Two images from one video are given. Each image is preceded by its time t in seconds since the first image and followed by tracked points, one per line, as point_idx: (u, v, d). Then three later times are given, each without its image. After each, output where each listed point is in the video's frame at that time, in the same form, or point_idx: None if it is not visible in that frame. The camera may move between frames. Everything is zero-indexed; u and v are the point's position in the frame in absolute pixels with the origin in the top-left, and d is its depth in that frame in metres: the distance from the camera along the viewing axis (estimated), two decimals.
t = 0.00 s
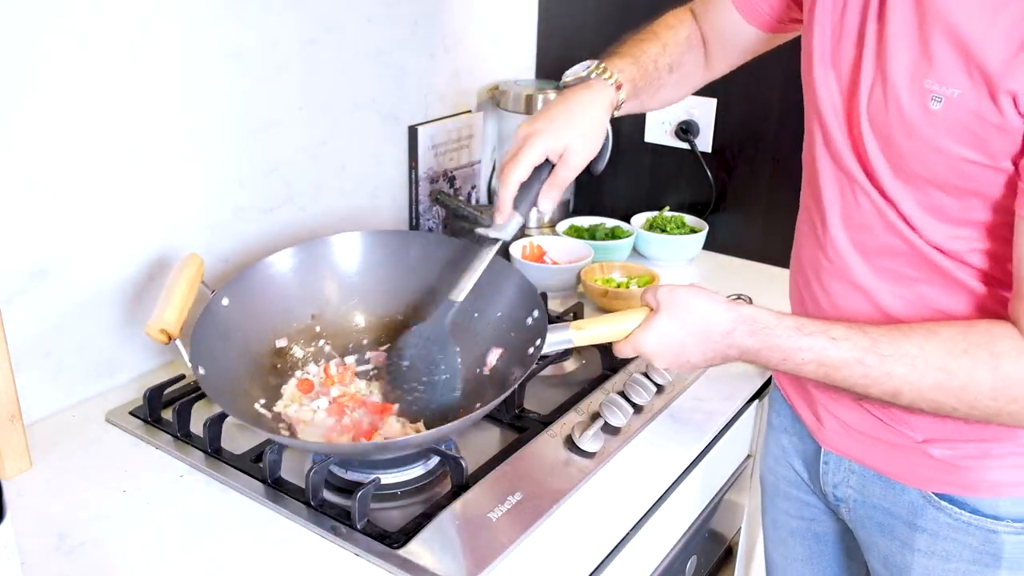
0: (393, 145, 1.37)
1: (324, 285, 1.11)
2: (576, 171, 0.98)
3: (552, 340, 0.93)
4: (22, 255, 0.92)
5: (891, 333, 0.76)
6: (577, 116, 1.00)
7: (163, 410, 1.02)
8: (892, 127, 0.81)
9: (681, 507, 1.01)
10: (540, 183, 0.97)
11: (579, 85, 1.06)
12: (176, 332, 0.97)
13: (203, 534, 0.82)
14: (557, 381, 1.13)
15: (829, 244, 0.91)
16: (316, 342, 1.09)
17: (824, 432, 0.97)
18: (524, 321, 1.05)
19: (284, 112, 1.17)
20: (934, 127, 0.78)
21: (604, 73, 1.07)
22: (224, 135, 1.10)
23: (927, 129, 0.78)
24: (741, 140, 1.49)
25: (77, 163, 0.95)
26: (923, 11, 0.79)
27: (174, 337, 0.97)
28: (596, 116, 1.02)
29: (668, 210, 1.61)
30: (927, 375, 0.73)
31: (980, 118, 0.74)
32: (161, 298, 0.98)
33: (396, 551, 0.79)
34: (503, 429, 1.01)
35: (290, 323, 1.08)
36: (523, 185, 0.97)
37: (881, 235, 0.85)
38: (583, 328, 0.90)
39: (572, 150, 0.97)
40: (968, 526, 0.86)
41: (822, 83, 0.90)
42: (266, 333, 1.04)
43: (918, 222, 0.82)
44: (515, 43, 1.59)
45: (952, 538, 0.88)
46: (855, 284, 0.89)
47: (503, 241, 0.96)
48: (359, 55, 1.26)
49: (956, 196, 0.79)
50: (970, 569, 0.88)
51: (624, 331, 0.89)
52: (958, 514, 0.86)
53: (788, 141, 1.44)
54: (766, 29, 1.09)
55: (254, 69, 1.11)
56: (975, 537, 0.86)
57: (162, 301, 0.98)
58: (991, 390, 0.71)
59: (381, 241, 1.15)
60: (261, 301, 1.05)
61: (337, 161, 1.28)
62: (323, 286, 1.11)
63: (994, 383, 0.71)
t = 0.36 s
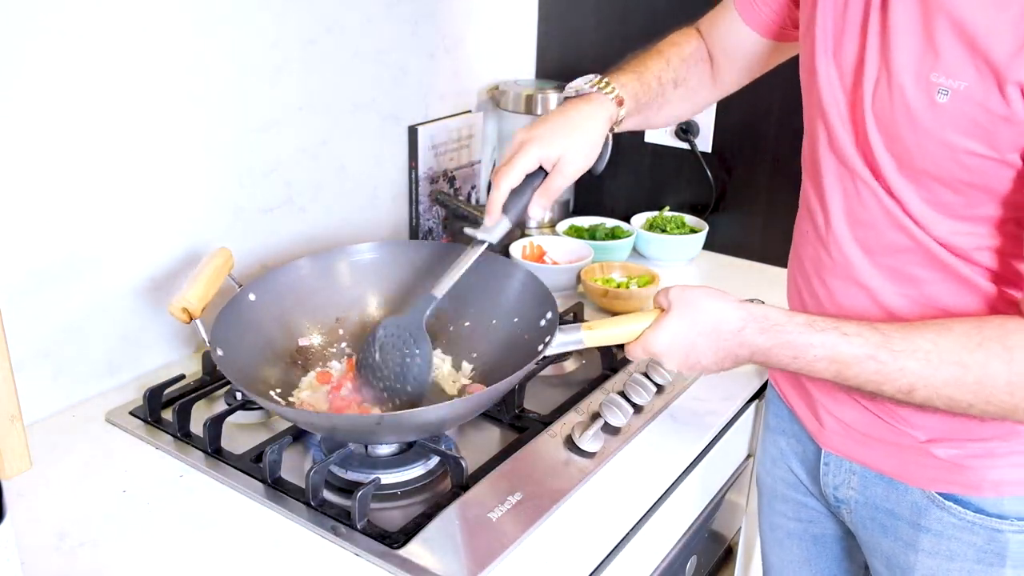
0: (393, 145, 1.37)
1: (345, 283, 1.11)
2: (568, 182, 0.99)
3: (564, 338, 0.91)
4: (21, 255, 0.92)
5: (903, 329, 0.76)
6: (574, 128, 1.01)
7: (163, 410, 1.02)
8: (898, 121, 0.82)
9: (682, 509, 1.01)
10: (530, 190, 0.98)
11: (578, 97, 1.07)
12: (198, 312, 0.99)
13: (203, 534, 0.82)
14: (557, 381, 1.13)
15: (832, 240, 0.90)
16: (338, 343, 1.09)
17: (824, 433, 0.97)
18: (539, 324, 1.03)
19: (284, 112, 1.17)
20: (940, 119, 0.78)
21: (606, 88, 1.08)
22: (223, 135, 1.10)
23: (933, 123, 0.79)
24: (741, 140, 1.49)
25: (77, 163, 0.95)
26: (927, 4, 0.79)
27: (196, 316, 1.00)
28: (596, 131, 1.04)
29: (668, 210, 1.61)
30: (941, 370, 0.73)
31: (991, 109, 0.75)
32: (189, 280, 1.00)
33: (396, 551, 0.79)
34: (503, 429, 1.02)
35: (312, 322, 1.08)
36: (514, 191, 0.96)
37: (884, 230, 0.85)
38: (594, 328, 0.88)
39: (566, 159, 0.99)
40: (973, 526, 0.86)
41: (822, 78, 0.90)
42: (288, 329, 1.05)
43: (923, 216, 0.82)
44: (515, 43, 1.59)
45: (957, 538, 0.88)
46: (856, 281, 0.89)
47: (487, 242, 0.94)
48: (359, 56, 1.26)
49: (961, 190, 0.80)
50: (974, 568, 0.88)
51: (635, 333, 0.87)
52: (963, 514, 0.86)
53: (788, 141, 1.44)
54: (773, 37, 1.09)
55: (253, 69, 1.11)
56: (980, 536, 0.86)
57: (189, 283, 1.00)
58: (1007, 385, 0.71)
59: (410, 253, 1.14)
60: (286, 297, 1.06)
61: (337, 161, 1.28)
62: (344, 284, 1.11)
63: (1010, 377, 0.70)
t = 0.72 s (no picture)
0: (393, 145, 1.37)
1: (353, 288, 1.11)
2: (540, 174, 0.96)
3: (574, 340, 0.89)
4: (21, 255, 0.92)
5: (919, 324, 0.76)
6: (549, 122, 1.00)
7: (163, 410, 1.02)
8: (914, 120, 0.82)
9: (682, 509, 1.01)
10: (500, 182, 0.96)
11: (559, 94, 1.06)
12: (208, 300, 0.98)
13: (203, 534, 0.82)
14: (557, 381, 1.13)
15: (846, 240, 0.90)
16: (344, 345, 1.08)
17: (834, 430, 0.97)
18: (549, 326, 1.03)
19: (283, 113, 1.17)
20: (957, 119, 0.79)
21: (585, 84, 1.07)
22: (224, 135, 1.10)
23: (950, 123, 0.79)
24: (741, 140, 1.49)
25: (77, 163, 0.95)
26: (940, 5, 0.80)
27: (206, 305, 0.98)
28: (571, 126, 1.02)
29: (668, 210, 1.61)
30: (959, 365, 0.73)
31: (1008, 109, 0.76)
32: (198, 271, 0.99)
33: (396, 551, 0.79)
34: (503, 429, 1.01)
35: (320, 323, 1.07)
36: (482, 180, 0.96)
37: (900, 230, 0.85)
38: (610, 328, 0.87)
39: (537, 151, 0.96)
40: (984, 522, 0.86)
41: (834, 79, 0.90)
42: (294, 329, 1.04)
43: (939, 216, 0.83)
44: (515, 43, 1.59)
45: (968, 534, 0.88)
46: (870, 281, 0.89)
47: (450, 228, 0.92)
48: (359, 56, 1.26)
49: (979, 189, 0.80)
50: (986, 565, 0.88)
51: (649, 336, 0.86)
52: (974, 511, 0.86)
53: (788, 141, 1.44)
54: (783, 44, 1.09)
55: (254, 70, 1.11)
56: (992, 532, 0.86)
57: (197, 273, 0.99)
58: None
59: (424, 261, 1.13)
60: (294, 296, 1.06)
61: (337, 161, 1.28)
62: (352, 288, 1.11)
63: None
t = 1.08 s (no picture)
0: (393, 145, 1.37)
1: (357, 304, 1.11)
2: (591, 117, 1.02)
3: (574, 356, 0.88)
4: (21, 255, 0.92)
5: (918, 331, 0.76)
6: (591, 68, 1.05)
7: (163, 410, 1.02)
8: (926, 120, 0.82)
9: (681, 509, 1.00)
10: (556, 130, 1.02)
11: (595, 38, 1.11)
12: (214, 331, 0.98)
13: (204, 535, 0.82)
14: (557, 381, 1.13)
15: (856, 238, 0.90)
16: (351, 365, 1.09)
17: (842, 430, 0.97)
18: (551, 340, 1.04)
19: (284, 112, 1.17)
20: (967, 120, 0.79)
21: (622, 28, 1.11)
22: (224, 135, 1.10)
23: (960, 124, 0.79)
24: (741, 140, 1.49)
25: (77, 163, 0.95)
26: (950, 6, 0.79)
27: (212, 337, 0.98)
28: (611, 66, 1.07)
29: (668, 210, 1.61)
30: (957, 370, 0.73)
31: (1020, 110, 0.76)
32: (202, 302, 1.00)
33: (396, 551, 0.79)
34: (503, 429, 1.01)
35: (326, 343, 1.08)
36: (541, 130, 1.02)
37: (912, 229, 0.85)
38: (609, 342, 0.86)
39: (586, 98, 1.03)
40: (996, 519, 0.86)
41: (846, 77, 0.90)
42: (301, 351, 1.05)
43: (951, 215, 0.83)
44: (516, 43, 1.59)
45: (980, 531, 0.87)
46: (882, 279, 0.89)
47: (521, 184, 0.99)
48: (359, 55, 1.26)
49: (988, 189, 0.80)
50: (998, 561, 0.88)
51: (648, 347, 0.86)
52: (985, 507, 0.86)
53: (788, 141, 1.44)
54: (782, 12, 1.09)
55: (254, 69, 1.11)
56: (1003, 528, 0.86)
57: (201, 307, 1.00)
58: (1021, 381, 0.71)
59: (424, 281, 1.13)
60: (298, 317, 1.06)
61: (337, 161, 1.28)
62: (356, 305, 1.11)
63: None
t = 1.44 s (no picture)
0: (393, 145, 1.37)
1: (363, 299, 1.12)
2: (575, 198, 1.00)
3: (570, 354, 0.88)
4: (21, 255, 0.92)
5: (901, 331, 0.77)
6: (578, 149, 1.04)
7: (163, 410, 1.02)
8: (923, 118, 0.82)
9: (681, 508, 1.00)
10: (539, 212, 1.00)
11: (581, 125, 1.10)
12: (224, 308, 1.02)
13: (204, 535, 0.82)
14: (557, 381, 1.13)
15: (856, 237, 0.90)
16: (357, 359, 1.09)
17: (848, 426, 0.96)
18: (545, 340, 1.04)
19: (284, 112, 1.17)
20: (965, 117, 0.79)
21: (606, 113, 1.10)
22: (223, 135, 1.10)
23: (958, 121, 0.79)
24: (742, 140, 1.49)
25: (78, 163, 0.95)
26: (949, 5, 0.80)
27: (221, 314, 1.02)
28: (597, 155, 1.06)
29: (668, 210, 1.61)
30: (940, 366, 0.73)
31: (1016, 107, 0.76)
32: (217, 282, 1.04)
33: (396, 551, 0.79)
34: (503, 429, 1.01)
35: (334, 337, 1.09)
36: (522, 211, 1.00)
37: (910, 227, 0.85)
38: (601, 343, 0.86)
39: (568, 178, 1.01)
40: (999, 513, 0.86)
41: (846, 75, 0.90)
42: (308, 341, 1.06)
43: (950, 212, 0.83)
44: (516, 43, 1.59)
45: (982, 525, 0.88)
46: (881, 276, 0.89)
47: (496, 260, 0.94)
48: (359, 55, 1.26)
49: (986, 187, 0.80)
50: (1000, 556, 0.88)
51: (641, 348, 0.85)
52: (988, 502, 0.87)
53: (789, 141, 1.44)
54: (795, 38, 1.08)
55: (254, 69, 1.11)
56: (1005, 523, 0.86)
57: (217, 283, 1.04)
58: (1004, 375, 0.71)
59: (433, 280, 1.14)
60: (308, 307, 1.08)
61: (337, 162, 1.28)
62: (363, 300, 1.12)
63: (1006, 367, 0.71)
